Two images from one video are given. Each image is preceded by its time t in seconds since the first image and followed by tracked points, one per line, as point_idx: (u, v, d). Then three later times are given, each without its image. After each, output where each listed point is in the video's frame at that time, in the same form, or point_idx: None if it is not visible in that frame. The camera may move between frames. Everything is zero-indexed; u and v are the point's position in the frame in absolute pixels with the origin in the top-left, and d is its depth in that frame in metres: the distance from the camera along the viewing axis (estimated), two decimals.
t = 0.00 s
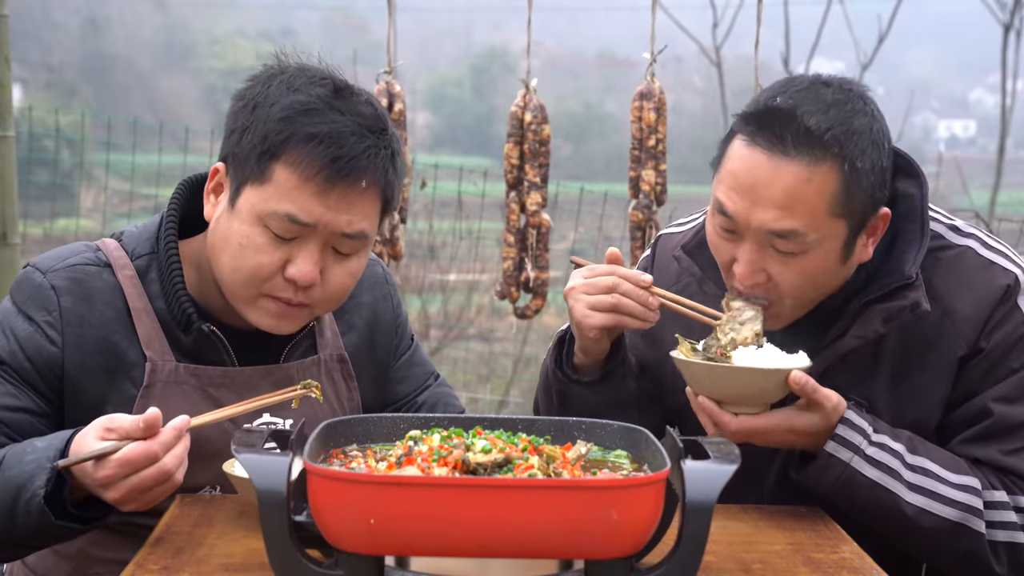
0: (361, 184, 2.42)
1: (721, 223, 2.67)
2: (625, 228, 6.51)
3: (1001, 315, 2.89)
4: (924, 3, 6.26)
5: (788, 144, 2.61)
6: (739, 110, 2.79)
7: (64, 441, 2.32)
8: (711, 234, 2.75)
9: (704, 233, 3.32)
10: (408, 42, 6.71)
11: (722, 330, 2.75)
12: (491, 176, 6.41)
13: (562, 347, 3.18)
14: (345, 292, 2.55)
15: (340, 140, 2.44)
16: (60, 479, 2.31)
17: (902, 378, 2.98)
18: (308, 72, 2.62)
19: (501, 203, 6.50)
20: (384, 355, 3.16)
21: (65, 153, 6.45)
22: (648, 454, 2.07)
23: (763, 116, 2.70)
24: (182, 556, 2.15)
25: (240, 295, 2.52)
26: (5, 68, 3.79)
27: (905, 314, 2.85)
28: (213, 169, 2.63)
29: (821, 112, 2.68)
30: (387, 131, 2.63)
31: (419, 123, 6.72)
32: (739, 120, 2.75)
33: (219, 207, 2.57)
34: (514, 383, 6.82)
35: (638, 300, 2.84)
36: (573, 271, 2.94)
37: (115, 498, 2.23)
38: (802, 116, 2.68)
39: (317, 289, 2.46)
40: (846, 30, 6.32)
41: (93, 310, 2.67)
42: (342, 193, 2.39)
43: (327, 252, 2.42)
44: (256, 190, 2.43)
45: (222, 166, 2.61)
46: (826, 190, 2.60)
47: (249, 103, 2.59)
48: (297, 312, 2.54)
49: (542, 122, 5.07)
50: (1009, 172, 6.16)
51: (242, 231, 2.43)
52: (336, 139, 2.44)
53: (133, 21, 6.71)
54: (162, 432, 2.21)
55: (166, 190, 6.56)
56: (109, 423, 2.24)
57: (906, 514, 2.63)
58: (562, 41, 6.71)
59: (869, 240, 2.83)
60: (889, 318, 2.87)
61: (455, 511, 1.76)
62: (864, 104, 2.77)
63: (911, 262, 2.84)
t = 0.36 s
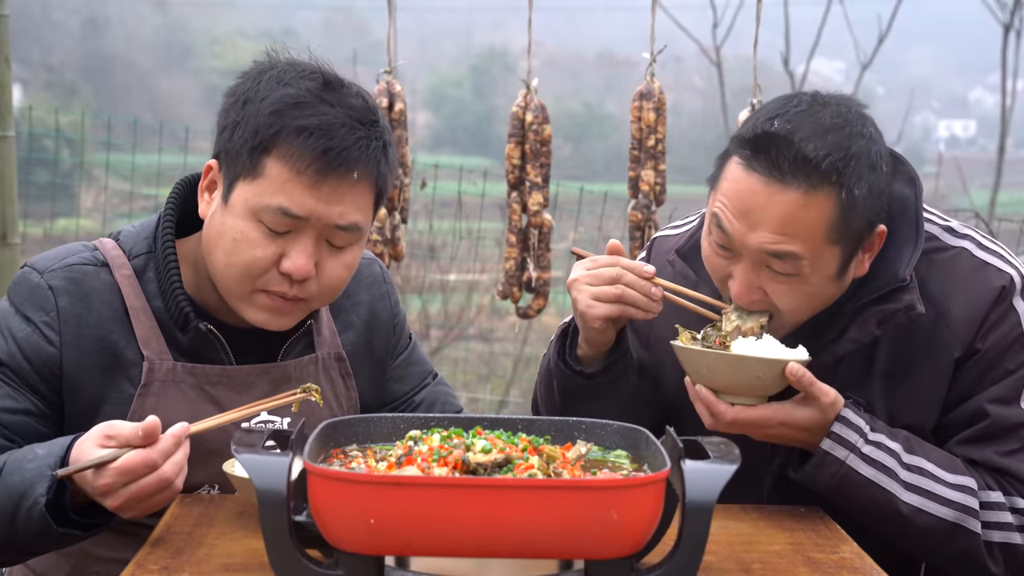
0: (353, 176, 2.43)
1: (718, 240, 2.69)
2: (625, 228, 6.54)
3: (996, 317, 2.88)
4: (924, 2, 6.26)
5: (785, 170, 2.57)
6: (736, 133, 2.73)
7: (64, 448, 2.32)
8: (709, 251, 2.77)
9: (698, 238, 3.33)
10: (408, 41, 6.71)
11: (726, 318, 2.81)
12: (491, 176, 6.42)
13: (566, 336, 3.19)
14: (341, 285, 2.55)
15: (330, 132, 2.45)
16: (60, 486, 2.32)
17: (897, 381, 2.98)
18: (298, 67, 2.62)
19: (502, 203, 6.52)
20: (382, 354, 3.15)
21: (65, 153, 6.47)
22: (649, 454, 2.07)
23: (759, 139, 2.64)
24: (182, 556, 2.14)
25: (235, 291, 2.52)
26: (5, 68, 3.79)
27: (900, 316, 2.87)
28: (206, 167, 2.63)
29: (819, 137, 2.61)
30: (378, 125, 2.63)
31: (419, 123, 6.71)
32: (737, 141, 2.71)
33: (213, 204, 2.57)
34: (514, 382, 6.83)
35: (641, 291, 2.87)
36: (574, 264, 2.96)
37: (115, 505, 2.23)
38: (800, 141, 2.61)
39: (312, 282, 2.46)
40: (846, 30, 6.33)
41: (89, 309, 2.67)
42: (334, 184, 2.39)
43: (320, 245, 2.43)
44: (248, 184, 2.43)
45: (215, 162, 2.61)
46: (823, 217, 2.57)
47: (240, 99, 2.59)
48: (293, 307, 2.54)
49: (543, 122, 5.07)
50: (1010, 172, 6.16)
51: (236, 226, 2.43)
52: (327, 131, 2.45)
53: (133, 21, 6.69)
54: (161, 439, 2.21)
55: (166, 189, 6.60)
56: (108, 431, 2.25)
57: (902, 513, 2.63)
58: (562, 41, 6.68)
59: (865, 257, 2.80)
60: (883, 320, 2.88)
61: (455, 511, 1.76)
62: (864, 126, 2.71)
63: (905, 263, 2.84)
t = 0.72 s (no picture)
0: (325, 152, 2.42)
1: (708, 252, 2.71)
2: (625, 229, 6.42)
3: (996, 315, 2.88)
4: (924, 3, 6.27)
5: (763, 187, 2.57)
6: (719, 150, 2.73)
7: (69, 473, 2.33)
8: (702, 259, 2.79)
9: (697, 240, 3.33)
10: (408, 41, 6.74)
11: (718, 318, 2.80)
12: (491, 176, 6.39)
13: (551, 340, 3.18)
14: (325, 266, 2.54)
15: (297, 109, 2.43)
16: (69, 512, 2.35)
17: (898, 381, 2.98)
18: (266, 52, 2.60)
19: (501, 203, 6.46)
20: (377, 351, 3.15)
21: (66, 153, 6.45)
22: (649, 454, 2.07)
23: (739, 154, 2.64)
24: (182, 556, 2.15)
25: (218, 275, 2.52)
26: (5, 68, 3.79)
27: (900, 316, 2.85)
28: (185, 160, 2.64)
29: (797, 152, 2.61)
30: (349, 101, 2.62)
31: (419, 123, 6.73)
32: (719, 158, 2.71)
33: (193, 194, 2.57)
34: (513, 382, 6.84)
35: (637, 291, 2.88)
36: (572, 259, 2.97)
37: (119, 525, 2.23)
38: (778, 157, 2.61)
39: (295, 264, 2.46)
40: (846, 30, 6.34)
41: (79, 311, 2.67)
42: (307, 160, 2.39)
43: (299, 224, 2.43)
44: (222, 169, 2.43)
45: (193, 155, 2.61)
46: (802, 231, 2.58)
47: (208, 89, 2.58)
48: (279, 289, 2.54)
49: (543, 122, 5.07)
50: (1010, 172, 6.15)
51: (214, 212, 2.43)
52: (294, 107, 2.43)
53: (133, 21, 6.74)
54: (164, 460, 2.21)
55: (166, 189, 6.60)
56: (113, 454, 2.27)
57: (902, 513, 2.63)
58: (562, 41, 6.76)
59: (862, 262, 2.80)
60: (884, 320, 2.87)
61: (455, 511, 1.76)
62: (847, 137, 2.70)
63: (905, 263, 2.82)
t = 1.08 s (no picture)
0: (237, 121, 2.49)
1: (713, 243, 2.71)
2: (625, 228, 6.82)
3: (995, 314, 2.89)
4: (924, 3, 6.28)
5: (772, 180, 2.58)
6: (728, 141, 2.74)
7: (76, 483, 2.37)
8: (705, 251, 2.79)
9: (696, 238, 3.30)
10: (408, 41, 6.61)
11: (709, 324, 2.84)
12: (491, 176, 6.53)
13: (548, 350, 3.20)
14: (256, 248, 2.58)
15: (213, 79, 2.53)
16: (80, 516, 2.37)
17: (897, 380, 2.97)
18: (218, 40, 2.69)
19: (500, 202, 6.58)
20: (373, 346, 3.14)
21: (65, 153, 6.62)
22: (648, 454, 2.07)
23: (749, 145, 2.66)
24: (182, 556, 2.15)
25: (156, 257, 2.62)
26: (5, 68, 3.78)
27: (898, 315, 2.84)
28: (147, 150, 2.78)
29: (808, 145, 2.62)
30: (287, 79, 2.68)
31: (419, 123, 6.64)
32: (729, 149, 2.72)
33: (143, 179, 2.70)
34: (513, 383, 6.89)
35: (627, 299, 2.88)
36: (561, 272, 2.99)
37: (115, 513, 2.26)
38: (788, 149, 2.63)
39: (218, 241, 2.52)
40: (846, 30, 6.34)
41: (59, 317, 2.67)
42: (218, 129, 2.47)
43: (221, 199, 2.49)
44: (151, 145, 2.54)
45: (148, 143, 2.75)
46: (811, 225, 2.58)
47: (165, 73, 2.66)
48: (213, 271, 2.59)
49: (542, 122, 5.06)
50: (1008, 172, 6.20)
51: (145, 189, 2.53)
52: (210, 78, 2.53)
53: (133, 21, 6.55)
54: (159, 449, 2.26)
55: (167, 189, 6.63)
56: (111, 446, 2.29)
57: (900, 512, 2.63)
58: (562, 41, 6.64)
59: (865, 261, 2.79)
60: (882, 320, 2.87)
61: (455, 511, 1.76)
62: (858, 135, 2.72)
63: (904, 262, 2.82)
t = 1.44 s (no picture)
0: (194, 121, 2.51)
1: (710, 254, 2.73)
2: (625, 229, 6.76)
3: (997, 313, 2.88)
4: (924, 3, 6.28)
5: (757, 193, 2.59)
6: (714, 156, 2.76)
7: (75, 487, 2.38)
8: (706, 261, 2.81)
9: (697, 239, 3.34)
10: (408, 41, 6.63)
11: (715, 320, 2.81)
12: (491, 177, 6.52)
13: (546, 351, 3.21)
14: (220, 249, 2.58)
15: (175, 78, 2.55)
16: (82, 521, 2.38)
17: (899, 378, 2.96)
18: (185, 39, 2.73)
19: (500, 203, 6.56)
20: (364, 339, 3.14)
21: (65, 153, 6.64)
22: (649, 454, 2.07)
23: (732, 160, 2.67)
24: (182, 556, 2.15)
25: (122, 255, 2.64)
26: (5, 68, 3.78)
27: (900, 314, 2.84)
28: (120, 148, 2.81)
29: (790, 158, 2.63)
30: (255, 81, 2.69)
31: (419, 123, 6.67)
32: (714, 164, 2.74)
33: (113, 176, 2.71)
34: (513, 383, 6.88)
35: (629, 298, 2.88)
36: (562, 272, 2.99)
37: (114, 513, 2.27)
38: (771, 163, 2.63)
39: (181, 242, 2.53)
40: (846, 30, 6.34)
41: (43, 324, 2.67)
42: (175, 128, 2.49)
43: (183, 199, 2.50)
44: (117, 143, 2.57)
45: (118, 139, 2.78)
46: (800, 235, 2.59)
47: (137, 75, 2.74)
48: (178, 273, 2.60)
49: (542, 122, 5.06)
50: (1009, 173, 6.19)
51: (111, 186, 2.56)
52: (172, 77, 2.55)
53: (133, 21, 6.56)
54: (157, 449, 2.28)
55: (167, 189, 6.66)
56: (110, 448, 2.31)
57: (901, 510, 2.63)
58: (562, 41, 6.65)
59: (866, 260, 2.82)
60: (884, 318, 2.86)
61: (456, 511, 1.76)
62: (843, 141, 2.70)
63: (906, 261, 2.83)
